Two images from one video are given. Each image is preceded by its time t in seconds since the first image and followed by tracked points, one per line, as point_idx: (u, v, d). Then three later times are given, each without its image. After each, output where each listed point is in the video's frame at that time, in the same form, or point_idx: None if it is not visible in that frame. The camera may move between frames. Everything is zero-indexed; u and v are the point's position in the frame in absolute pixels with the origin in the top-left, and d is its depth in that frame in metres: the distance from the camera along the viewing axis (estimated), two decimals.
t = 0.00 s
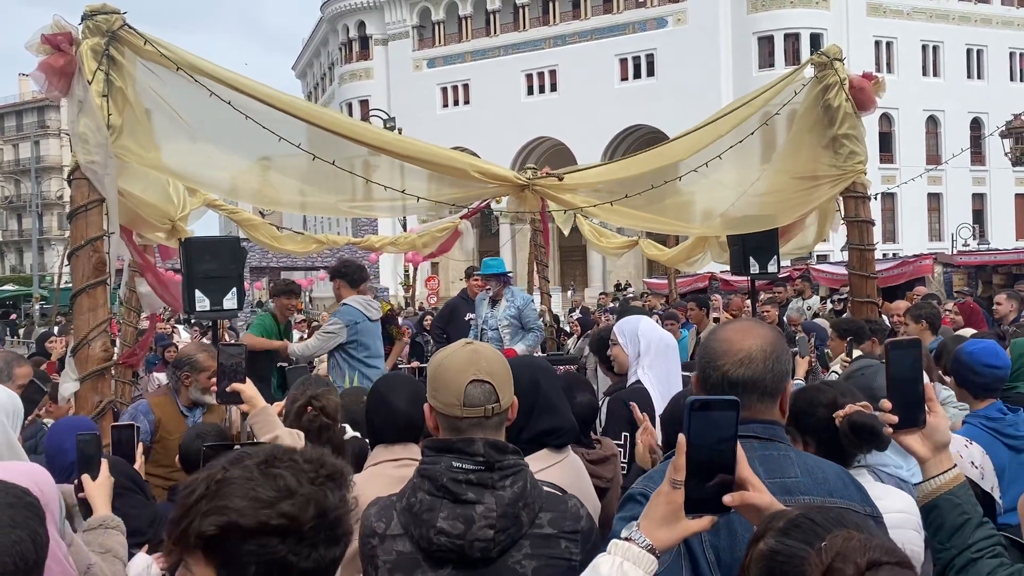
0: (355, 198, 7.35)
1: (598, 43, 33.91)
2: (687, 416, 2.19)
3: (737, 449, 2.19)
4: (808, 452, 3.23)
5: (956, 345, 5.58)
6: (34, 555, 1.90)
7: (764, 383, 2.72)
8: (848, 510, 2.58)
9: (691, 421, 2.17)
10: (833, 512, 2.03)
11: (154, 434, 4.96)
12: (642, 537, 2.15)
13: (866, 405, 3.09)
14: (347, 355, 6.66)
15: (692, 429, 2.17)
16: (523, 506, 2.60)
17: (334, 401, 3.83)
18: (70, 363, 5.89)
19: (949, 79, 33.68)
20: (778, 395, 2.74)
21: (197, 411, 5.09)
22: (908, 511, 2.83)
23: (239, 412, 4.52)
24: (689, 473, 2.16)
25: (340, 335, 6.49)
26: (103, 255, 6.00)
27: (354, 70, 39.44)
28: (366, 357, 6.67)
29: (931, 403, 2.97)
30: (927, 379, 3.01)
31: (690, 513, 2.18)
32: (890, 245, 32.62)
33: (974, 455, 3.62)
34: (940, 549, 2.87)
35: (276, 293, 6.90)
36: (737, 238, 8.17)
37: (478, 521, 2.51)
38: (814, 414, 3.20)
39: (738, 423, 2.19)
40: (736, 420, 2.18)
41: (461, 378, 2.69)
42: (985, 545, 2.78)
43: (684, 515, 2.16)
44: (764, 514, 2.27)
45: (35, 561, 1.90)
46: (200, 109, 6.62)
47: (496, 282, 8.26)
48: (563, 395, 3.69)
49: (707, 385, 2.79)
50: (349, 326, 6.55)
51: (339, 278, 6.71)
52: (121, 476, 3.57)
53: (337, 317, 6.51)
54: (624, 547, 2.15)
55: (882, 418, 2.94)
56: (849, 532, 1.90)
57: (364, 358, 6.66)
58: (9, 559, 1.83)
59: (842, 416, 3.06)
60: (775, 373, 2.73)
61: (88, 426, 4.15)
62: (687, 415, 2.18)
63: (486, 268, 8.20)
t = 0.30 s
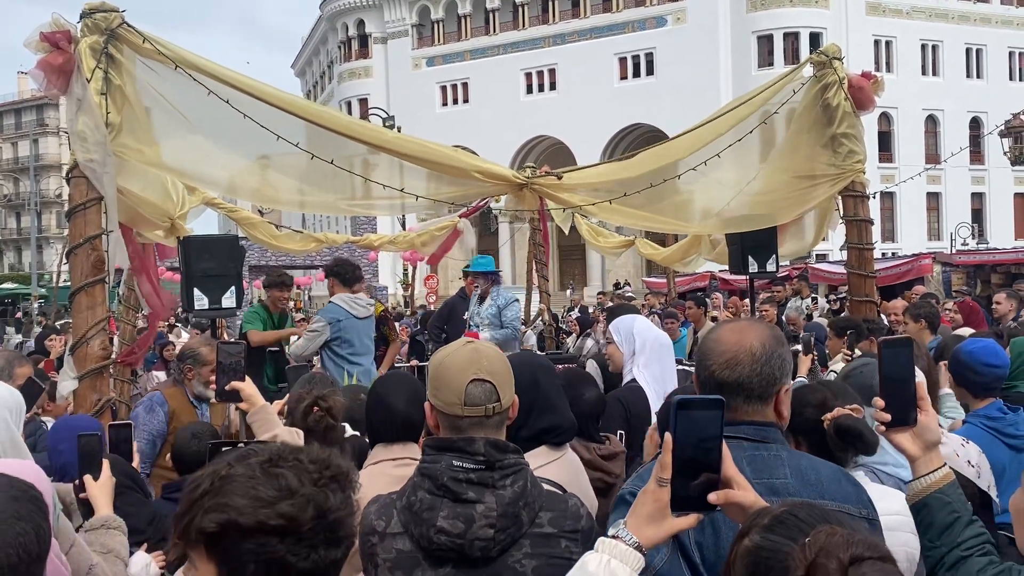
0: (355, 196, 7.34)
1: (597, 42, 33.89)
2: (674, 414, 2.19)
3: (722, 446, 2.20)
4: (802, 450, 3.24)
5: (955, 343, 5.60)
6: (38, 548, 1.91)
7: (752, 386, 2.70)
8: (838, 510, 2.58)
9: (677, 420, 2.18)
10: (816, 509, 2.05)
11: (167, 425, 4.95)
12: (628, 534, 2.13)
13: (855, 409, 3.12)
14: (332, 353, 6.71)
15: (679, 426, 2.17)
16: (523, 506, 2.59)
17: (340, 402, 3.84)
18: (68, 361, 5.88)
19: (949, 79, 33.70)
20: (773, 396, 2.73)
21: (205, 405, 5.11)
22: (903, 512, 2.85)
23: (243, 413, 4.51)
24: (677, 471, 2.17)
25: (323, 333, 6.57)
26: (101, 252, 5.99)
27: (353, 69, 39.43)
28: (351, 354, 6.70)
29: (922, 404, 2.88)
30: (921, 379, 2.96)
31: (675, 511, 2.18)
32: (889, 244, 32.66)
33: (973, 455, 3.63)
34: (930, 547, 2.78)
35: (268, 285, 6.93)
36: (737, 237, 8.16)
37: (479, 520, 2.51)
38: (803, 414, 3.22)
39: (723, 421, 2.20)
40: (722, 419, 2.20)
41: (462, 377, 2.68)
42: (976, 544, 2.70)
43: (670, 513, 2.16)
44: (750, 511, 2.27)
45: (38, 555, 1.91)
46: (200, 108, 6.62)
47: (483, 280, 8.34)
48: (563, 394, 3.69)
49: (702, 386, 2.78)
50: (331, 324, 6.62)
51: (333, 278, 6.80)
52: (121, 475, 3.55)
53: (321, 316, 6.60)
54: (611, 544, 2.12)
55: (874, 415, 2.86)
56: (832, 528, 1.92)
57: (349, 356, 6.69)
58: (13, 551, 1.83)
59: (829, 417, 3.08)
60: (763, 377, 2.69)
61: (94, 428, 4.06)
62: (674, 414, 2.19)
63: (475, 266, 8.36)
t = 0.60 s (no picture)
0: (354, 194, 7.32)
1: (597, 41, 33.87)
2: (665, 410, 2.18)
3: (714, 442, 2.19)
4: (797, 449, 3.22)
5: (956, 343, 5.59)
6: (38, 546, 1.89)
7: (744, 386, 2.69)
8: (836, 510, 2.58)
9: (669, 415, 2.16)
10: (807, 503, 2.04)
11: (167, 422, 4.95)
12: (621, 529, 2.14)
13: (852, 407, 3.08)
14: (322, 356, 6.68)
15: (671, 422, 2.16)
16: (524, 503, 2.59)
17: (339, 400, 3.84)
18: (67, 358, 5.88)
19: (949, 78, 33.69)
20: (768, 398, 2.72)
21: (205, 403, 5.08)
22: (898, 510, 2.81)
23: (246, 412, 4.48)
24: (669, 467, 2.16)
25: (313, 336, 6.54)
26: (100, 250, 5.97)
27: (353, 67, 39.43)
28: (342, 356, 6.71)
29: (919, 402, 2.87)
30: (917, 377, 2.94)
31: (666, 507, 2.18)
32: (888, 243, 32.64)
33: (972, 452, 3.62)
34: (924, 545, 2.77)
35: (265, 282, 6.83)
36: (738, 235, 8.14)
37: (480, 517, 2.51)
38: (799, 412, 3.18)
39: (715, 417, 2.19)
40: (713, 415, 2.19)
41: (464, 374, 2.68)
42: (970, 543, 2.70)
43: (661, 508, 2.17)
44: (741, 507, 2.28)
45: (38, 553, 1.89)
46: (199, 105, 6.60)
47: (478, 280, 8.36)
48: (561, 393, 3.68)
49: (698, 385, 2.79)
50: (321, 328, 6.62)
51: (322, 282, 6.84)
52: (121, 472, 3.54)
53: (310, 320, 6.60)
54: (604, 539, 2.13)
55: (869, 414, 2.84)
56: (822, 522, 1.91)
57: (339, 357, 6.69)
58: (15, 551, 1.82)
59: (825, 416, 3.06)
60: (757, 377, 2.69)
61: (100, 425, 4.14)
62: (667, 409, 2.17)
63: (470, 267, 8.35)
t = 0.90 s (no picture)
0: (354, 191, 7.30)
1: (597, 38, 33.82)
2: (660, 403, 2.18)
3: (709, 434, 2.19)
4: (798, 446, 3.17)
5: (958, 341, 5.58)
6: (56, 551, 1.83)
7: (735, 382, 2.69)
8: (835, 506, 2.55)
9: (665, 409, 2.16)
10: (802, 496, 2.03)
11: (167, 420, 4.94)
12: (617, 521, 2.13)
13: (851, 402, 3.06)
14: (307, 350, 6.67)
15: (666, 414, 2.16)
16: (527, 499, 2.58)
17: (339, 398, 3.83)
18: (67, 354, 5.87)
19: (949, 76, 33.64)
20: (759, 396, 2.71)
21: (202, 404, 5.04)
22: (898, 506, 2.77)
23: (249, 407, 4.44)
24: (665, 459, 2.16)
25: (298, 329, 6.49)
26: (100, 246, 5.96)
27: (353, 64, 39.39)
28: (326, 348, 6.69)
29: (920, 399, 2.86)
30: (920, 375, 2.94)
31: (661, 499, 2.18)
32: (888, 241, 32.59)
33: (972, 451, 3.61)
34: (926, 542, 2.77)
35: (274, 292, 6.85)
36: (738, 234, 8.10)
37: (482, 513, 2.51)
38: (797, 408, 3.16)
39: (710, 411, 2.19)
40: (709, 408, 2.19)
41: (465, 369, 2.67)
42: (971, 540, 2.70)
43: (656, 501, 2.16)
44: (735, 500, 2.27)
45: (57, 559, 1.84)
46: (199, 102, 6.59)
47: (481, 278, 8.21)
48: (562, 392, 3.68)
49: (691, 382, 2.78)
50: (305, 320, 6.59)
51: (302, 276, 6.81)
52: (122, 466, 3.54)
53: (294, 313, 6.56)
54: (600, 531, 2.13)
55: (870, 411, 2.85)
56: (816, 514, 1.91)
57: (322, 349, 6.67)
58: (36, 553, 1.76)
59: (823, 412, 3.04)
60: (747, 373, 2.68)
61: (103, 420, 4.19)
62: (661, 401, 2.17)
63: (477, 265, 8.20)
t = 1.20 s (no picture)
0: (354, 187, 7.29)
1: (597, 35, 33.79)
2: (660, 387, 2.20)
3: (707, 421, 2.20)
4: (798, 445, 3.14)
5: (960, 338, 5.58)
6: (75, 562, 1.82)
7: (723, 383, 2.68)
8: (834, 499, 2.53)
9: (663, 392, 2.19)
10: (800, 481, 2.03)
11: (160, 420, 4.95)
12: (617, 501, 2.14)
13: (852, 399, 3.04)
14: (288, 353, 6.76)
15: (664, 398, 2.18)
16: (529, 494, 2.58)
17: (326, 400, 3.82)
18: (67, 351, 5.86)
19: (949, 74, 33.60)
20: (748, 394, 2.71)
21: (190, 401, 5.02)
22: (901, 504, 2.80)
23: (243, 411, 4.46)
24: (664, 441, 2.16)
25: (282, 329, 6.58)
26: (99, 242, 5.96)
27: (352, 61, 39.36)
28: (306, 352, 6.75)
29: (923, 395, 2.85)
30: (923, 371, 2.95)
31: (662, 481, 2.18)
32: (887, 239, 32.58)
33: (972, 449, 3.60)
34: (929, 539, 2.75)
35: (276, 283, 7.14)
36: (738, 230, 8.10)
37: (485, 508, 2.50)
38: (798, 405, 3.09)
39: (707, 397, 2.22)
40: (706, 391, 2.21)
41: (467, 365, 2.66)
42: (975, 537, 2.68)
43: (657, 482, 2.17)
44: (733, 482, 2.28)
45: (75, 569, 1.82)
46: (199, 97, 6.59)
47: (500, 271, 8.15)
48: (561, 387, 3.66)
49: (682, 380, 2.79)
50: (291, 321, 6.66)
51: (297, 275, 6.89)
52: (123, 461, 3.52)
53: (281, 313, 6.64)
54: (600, 511, 2.14)
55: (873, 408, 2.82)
56: (813, 497, 1.90)
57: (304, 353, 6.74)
58: (51, 564, 1.75)
59: (822, 409, 3.01)
60: (735, 372, 2.68)
61: (100, 418, 4.19)
62: (660, 383, 2.20)
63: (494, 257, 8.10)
